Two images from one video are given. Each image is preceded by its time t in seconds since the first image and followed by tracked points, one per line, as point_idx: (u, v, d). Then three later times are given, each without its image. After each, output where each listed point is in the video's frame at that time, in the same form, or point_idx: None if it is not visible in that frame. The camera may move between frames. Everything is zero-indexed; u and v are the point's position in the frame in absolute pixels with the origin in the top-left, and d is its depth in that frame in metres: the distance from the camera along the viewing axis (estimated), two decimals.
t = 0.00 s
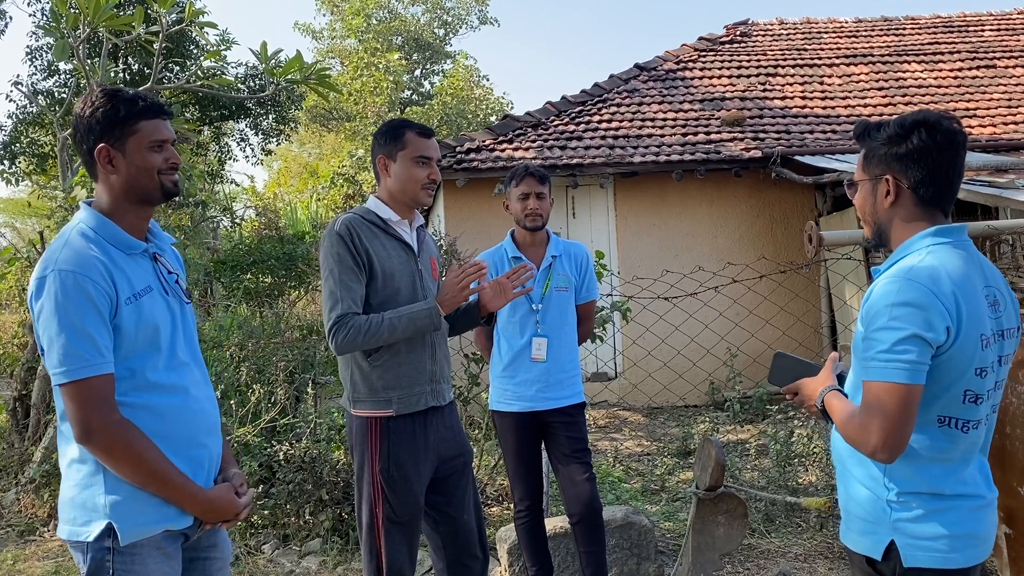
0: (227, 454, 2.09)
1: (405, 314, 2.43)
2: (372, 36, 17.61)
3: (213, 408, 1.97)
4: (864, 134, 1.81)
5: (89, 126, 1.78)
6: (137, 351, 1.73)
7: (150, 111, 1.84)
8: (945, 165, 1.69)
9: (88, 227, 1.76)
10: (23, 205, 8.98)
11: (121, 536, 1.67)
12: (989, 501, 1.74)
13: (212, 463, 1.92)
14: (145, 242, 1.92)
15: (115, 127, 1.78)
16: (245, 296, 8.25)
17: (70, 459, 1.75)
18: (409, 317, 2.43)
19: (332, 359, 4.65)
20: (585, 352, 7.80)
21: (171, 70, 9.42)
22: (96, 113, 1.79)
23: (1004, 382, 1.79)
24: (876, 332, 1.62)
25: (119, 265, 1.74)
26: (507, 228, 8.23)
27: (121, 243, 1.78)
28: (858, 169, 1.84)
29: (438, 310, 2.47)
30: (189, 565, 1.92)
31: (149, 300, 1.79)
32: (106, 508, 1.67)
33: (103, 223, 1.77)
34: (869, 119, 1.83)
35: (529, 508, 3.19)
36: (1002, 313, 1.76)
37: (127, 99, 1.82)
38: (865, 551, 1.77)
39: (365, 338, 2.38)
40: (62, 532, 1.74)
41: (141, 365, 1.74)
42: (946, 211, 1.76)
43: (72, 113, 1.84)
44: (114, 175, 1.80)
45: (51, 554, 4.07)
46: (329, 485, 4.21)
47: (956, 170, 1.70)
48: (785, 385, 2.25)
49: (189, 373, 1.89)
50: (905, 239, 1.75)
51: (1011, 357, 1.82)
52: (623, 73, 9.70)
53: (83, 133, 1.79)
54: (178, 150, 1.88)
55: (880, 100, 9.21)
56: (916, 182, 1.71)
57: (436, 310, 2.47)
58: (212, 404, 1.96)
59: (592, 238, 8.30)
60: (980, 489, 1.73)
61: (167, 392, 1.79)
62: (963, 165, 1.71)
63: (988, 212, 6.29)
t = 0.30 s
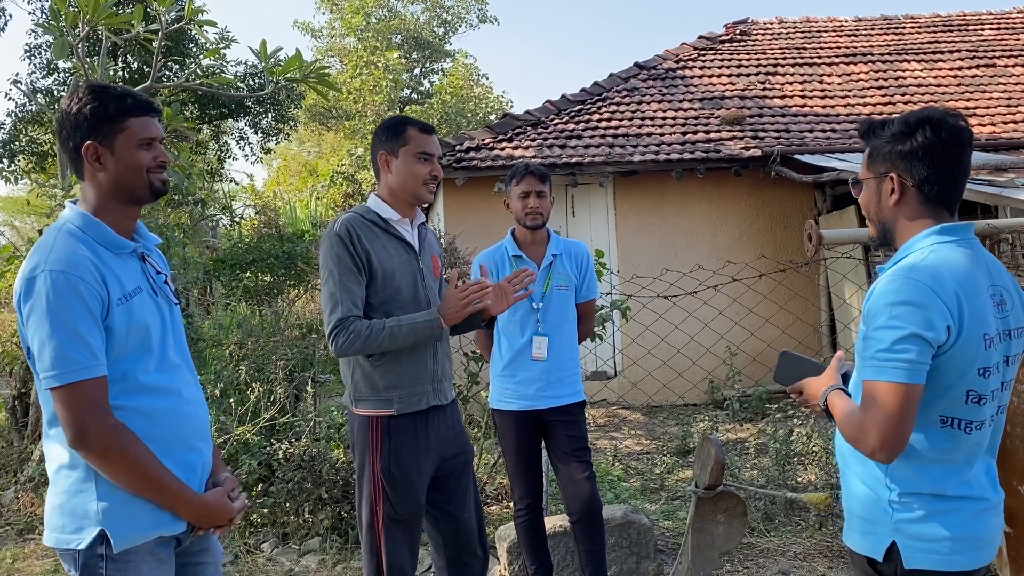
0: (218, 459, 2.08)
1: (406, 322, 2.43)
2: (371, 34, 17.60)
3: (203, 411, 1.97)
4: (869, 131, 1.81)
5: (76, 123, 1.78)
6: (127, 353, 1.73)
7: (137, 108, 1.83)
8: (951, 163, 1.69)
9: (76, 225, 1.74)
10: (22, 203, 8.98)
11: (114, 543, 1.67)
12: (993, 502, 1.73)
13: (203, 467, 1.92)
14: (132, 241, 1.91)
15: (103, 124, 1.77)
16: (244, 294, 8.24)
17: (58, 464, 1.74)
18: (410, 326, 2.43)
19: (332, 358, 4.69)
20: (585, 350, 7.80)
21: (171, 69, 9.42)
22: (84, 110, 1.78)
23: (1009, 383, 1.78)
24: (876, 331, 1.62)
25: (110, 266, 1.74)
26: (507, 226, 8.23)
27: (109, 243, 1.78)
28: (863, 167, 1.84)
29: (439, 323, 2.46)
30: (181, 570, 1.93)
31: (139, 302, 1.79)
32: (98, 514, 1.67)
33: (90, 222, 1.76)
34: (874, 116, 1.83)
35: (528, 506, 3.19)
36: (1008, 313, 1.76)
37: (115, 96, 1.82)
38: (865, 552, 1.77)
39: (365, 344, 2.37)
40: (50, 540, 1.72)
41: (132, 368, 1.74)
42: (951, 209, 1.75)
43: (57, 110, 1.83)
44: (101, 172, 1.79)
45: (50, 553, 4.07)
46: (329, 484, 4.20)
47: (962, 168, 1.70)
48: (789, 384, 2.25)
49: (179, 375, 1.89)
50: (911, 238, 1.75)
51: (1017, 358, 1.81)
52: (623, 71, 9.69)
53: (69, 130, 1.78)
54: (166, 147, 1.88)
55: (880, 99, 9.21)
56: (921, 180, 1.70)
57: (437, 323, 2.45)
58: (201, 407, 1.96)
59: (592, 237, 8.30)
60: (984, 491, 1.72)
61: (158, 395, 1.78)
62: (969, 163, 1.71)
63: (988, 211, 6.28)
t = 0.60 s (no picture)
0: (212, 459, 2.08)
1: (423, 318, 2.46)
2: (371, 33, 17.58)
3: (195, 412, 1.97)
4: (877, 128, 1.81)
5: (70, 122, 1.77)
6: (120, 355, 1.72)
7: (133, 107, 1.83)
8: (961, 161, 1.68)
9: (68, 224, 1.74)
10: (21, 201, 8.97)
11: (106, 546, 1.67)
12: (1000, 506, 1.74)
13: (196, 468, 1.92)
14: (125, 241, 1.90)
15: (98, 122, 1.77)
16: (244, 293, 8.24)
17: (49, 466, 1.73)
18: (430, 321, 2.46)
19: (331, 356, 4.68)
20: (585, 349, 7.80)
21: (170, 67, 9.41)
22: (78, 108, 1.77)
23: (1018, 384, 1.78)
24: (886, 330, 1.62)
25: (103, 267, 1.73)
26: (508, 224, 8.24)
27: (103, 243, 1.77)
28: (871, 165, 1.84)
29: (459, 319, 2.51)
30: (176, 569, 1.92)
31: (132, 303, 1.78)
32: (89, 517, 1.66)
33: (83, 221, 1.75)
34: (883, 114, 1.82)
35: (528, 505, 3.19)
36: (1017, 313, 1.76)
37: (110, 95, 1.81)
38: (870, 554, 1.78)
39: (387, 339, 2.39)
40: (42, 543, 1.72)
41: (124, 369, 1.73)
42: (959, 208, 1.75)
43: (51, 107, 1.82)
44: (95, 171, 1.78)
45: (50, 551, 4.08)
46: (328, 482, 4.19)
47: (971, 166, 1.70)
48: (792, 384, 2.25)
49: (173, 376, 1.88)
50: (919, 236, 1.75)
51: None
52: (623, 70, 9.69)
53: (63, 128, 1.78)
54: (161, 147, 1.88)
55: (879, 98, 9.21)
56: (930, 178, 1.70)
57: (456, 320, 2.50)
58: (194, 408, 1.96)
59: (592, 235, 8.30)
60: (991, 494, 1.72)
61: (151, 396, 1.78)
62: (978, 161, 1.71)
63: (987, 211, 6.28)
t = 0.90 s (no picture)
0: (210, 459, 2.07)
1: (442, 301, 2.48)
2: (370, 31, 17.57)
3: (194, 410, 1.96)
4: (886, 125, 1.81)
5: (65, 119, 1.77)
6: (117, 353, 1.72)
7: (129, 103, 1.83)
8: (972, 158, 1.68)
9: (63, 222, 1.73)
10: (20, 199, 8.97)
11: (103, 545, 1.67)
12: (1014, 509, 1.74)
13: (195, 467, 1.91)
14: (121, 239, 1.90)
15: (94, 120, 1.77)
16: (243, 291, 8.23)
17: (46, 464, 1.72)
18: (450, 302, 2.49)
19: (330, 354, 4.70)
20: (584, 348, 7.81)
21: (169, 65, 9.40)
22: (74, 105, 1.77)
23: None
24: (907, 330, 1.61)
25: (98, 265, 1.73)
26: (507, 223, 8.24)
27: (99, 241, 1.77)
28: (880, 163, 1.83)
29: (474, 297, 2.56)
30: (174, 569, 1.92)
31: (129, 301, 1.78)
32: (87, 516, 1.66)
33: (78, 219, 1.75)
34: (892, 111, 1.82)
35: (527, 503, 3.19)
36: None
37: (106, 92, 1.81)
38: (883, 560, 1.78)
39: (415, 325, 2.39)
40: (39, 542, 1.71)
41: (121, 367, 1.73)
42: (970, 206, 1.75)
43: (47, 104, 1.82)
44: (91, 168, 1.78)
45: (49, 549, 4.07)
46: (328, 480, 4.19)
47: (982, 164, 1.69)
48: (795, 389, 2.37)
49: (170, 374, 1.88)
50: (930, 235, 1.75)
51: None
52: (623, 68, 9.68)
53: (59, 125, 1.77)
54: (157, 144, 1.87)
55: (879, 97, 9.20)
56: (941, 176, 1.70)
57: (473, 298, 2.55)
58: (192, 407, 1.96)
59: (591, 233, 8.30)
60: (1006, 497, 1.73)
61: (148, 394, 1.78)
62: (989, 158, 1.71)
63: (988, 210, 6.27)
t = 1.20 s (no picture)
0: (207, 459, 2.07)
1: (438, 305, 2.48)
2: (370, 29, 17.53)
3: (191, 410, 1.96)
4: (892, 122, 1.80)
5: (67, 117, 1.76)
6: (115, 351, 1.72)
7: (131, 103, 1.82)
8: (980, 156, 1.68)
9: (61, 220, 1.73)
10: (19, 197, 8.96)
11: (101, 544, 1.66)
12: None
13: (192, 467, 1.91)
14: (120, 238, 1.89)
15: (95, 118, 1.76)
16: (243, 289, 8.21)
17: (43, 463, 1.72)
18: (446, 307, 2.49)
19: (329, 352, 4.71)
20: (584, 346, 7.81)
21: (169, 63, 9.39)
22: (75, 103, 1.76)
23: None
24: (926, 329, 1.60)
25: (97, 263, 1.73)
26: (507, 222, 8.22)
27: (98, 240, 1.76)
28: (885, 160, 1.83)
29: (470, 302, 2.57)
30: (172, 568, 1.92)
31: (127, 299, 1.78)
32: (84, 515, 1.66)
33: (77, 218, 1.74)
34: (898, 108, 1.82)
35: (527, 501, 3.19)
36: None
37: (107, 90, 1.80)
38: (897, 565, 1.78)
39: (411, 328, 2.39)
40: (35, 541, 1.71)
41: (118, 366, 1.73)
42: (979, 204, 1.74)
43: (48, 102, 1.81)
44: (91, 167, 1.78)
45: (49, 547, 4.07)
46: (328, 479, 4.18)
47: (990, 161, 1.69)
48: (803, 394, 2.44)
49: (168, 373, 1.88)
50: (938, 233, 1.74)
51: None
52: (623, 67, 9.68)
53: (59, 123, 1.77)
54: (158, 143, 1.87)
55: (880, 95, 9.19)
56: (949, 173, 1.70)
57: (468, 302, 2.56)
58: (190, 406, 1.95)
59: (591, 232, 8.30)
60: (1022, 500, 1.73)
61: (146, 392, 1.78)
62: (997, 156, 1.70)
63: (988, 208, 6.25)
